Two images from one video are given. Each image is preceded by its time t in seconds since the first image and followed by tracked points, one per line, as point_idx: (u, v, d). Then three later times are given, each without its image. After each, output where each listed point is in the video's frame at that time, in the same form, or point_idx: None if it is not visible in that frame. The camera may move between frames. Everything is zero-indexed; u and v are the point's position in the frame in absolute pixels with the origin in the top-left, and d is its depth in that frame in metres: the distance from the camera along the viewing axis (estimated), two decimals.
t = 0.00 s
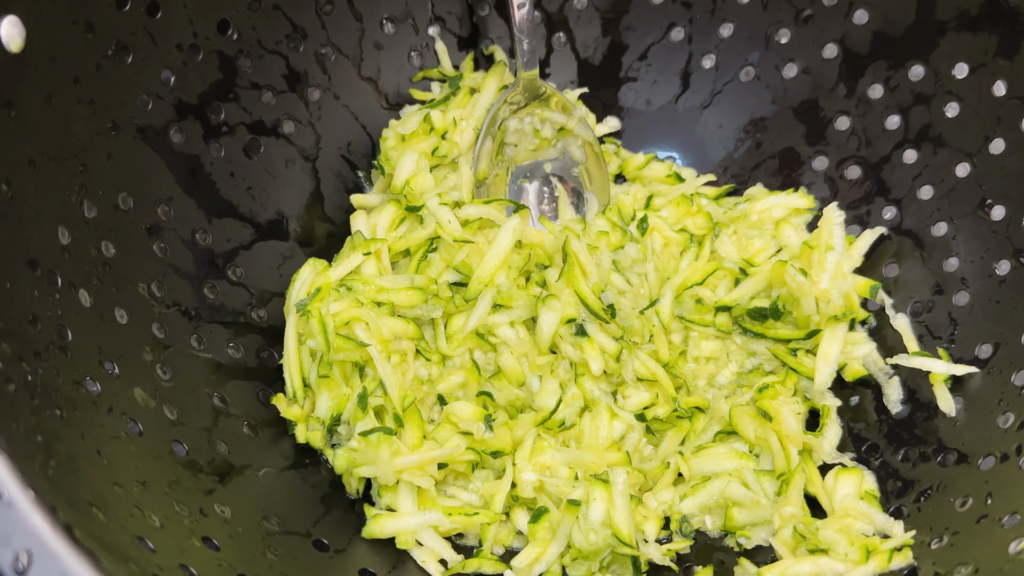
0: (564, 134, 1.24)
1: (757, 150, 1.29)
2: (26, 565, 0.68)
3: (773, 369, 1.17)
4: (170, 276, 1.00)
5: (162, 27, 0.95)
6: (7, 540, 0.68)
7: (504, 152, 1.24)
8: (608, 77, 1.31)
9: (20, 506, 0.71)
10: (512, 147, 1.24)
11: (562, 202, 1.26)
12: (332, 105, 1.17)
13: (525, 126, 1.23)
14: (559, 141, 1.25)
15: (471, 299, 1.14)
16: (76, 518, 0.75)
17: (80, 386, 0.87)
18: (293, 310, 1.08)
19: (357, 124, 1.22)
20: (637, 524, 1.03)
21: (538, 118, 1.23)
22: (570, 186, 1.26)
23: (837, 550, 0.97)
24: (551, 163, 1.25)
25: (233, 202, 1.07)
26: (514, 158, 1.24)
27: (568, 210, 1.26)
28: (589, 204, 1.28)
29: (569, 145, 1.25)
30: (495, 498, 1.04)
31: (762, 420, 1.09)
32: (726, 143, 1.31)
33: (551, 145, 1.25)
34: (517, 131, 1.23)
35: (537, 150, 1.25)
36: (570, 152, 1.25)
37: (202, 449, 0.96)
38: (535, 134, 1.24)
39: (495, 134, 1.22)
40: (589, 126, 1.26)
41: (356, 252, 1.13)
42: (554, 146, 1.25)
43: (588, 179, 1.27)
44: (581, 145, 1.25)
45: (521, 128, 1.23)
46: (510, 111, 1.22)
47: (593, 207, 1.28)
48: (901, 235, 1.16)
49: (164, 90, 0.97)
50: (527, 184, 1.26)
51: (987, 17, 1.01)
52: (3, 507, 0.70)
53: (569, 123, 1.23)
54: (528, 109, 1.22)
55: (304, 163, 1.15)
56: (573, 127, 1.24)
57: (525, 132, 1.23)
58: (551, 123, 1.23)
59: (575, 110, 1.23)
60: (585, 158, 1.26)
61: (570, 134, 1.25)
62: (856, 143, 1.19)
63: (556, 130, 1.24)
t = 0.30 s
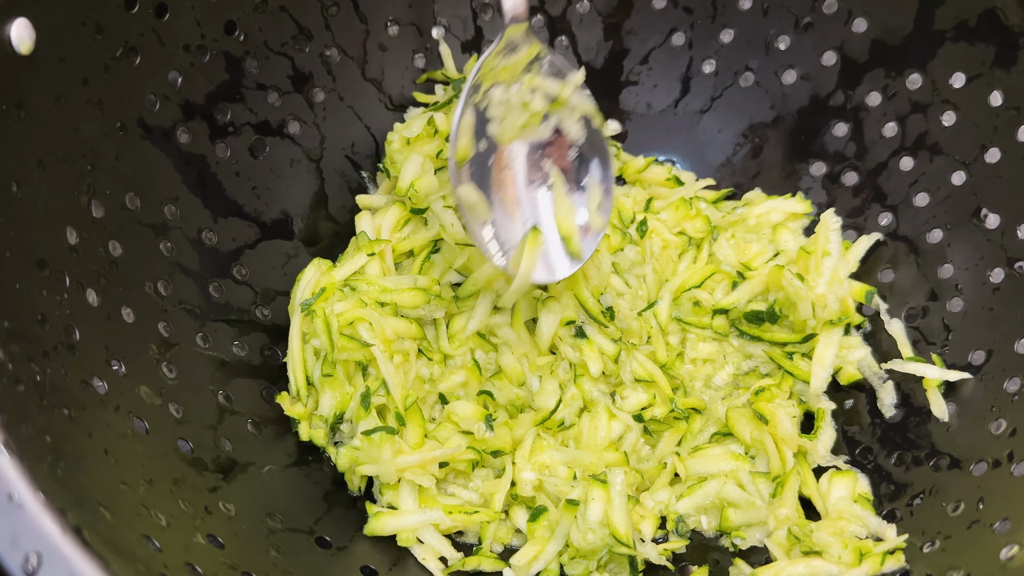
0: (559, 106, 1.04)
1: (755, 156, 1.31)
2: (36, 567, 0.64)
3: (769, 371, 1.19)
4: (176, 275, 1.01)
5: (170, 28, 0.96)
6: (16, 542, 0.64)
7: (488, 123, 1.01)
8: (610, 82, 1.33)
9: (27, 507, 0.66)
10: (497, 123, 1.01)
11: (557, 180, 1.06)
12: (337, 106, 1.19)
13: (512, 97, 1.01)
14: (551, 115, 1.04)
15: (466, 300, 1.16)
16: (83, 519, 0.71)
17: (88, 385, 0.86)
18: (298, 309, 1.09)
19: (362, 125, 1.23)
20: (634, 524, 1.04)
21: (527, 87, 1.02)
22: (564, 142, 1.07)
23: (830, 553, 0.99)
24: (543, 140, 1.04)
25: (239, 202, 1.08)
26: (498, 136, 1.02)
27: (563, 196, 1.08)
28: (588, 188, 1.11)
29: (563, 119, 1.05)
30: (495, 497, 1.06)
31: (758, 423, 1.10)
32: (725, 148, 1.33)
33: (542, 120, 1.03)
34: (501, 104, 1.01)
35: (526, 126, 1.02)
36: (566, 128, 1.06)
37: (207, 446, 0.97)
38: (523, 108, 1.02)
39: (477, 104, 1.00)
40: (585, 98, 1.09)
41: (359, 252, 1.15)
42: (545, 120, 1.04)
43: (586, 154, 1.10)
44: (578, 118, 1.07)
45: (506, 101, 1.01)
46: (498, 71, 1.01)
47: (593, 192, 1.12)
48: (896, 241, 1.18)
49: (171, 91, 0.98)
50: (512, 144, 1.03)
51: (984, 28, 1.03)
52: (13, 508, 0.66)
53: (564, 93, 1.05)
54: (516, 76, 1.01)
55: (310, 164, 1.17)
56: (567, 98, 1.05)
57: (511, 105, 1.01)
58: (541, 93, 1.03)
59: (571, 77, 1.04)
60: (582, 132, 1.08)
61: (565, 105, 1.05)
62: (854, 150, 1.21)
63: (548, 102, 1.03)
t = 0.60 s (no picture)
0: (474, 211, 1.23)
1: (752, 158, 1.33)
2: (39, 550, 0.64)
3: (764, 370, 1.20)
4: (182, 271, 1.03)
5: (178, 30, 0.98)
6: (20, 525, 0.65)
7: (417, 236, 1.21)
8: (609, 86, 1.35)
9: (33, 493, 0.67)
10: (423, 229, 1.21)
11: (477, 276, 1.23)
12: (341, 108, 1.22)
13: (435, 206, 1.20)
14: (468, 218, 1.23)
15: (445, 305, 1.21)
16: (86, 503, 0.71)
17: (94, 376, 0.87)
18: (293, 310, 1.11)
19: (365, 128, 1.26)
20: (631, 519, 1.05)
21: (446, 197, 1.21)
22: (484, 261, 1.24)
23: (823, 547, 1.00)
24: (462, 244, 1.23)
25: (244, 201, 1.11)
26: (425, 240, 1.21)
27: (483, 287, 1.23)
28: (505, 278, 1.25)
29: (479, 222, 1.24)
30: (493, 493, 1.07)
31: (754, 420, 1.12)
32: (722, 151, 1.35)
33: (461, 223, 1.23)
34: (427, 212, 1.20)
35: (448, 229, 1.22)
36: (481, 229, 1.24)
37: (211, 439, 0.99)
38: (444, 214, 1.21)
39: (406, 214, 1.19)
40: (496, 200, 1.25)
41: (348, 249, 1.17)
42: (463, 224, 1.23)
43: (501, 251, 1.25)
44: (491, 220, 1.24)
45: (431, 209, 1.20)
46: (419, 187, 1.18)
47: (508, 281, 1.25)
48: (890, 242, 1.19)
49: (179, 91, 1.01)
50: (442, 258, 1.23)
51: (976, 32, 1.05)
52: (17, 492, 0.66)
53: (478, 200, 1.23)
54: (437, 189, 1.19)
55: (314, 163, 1.21)
56: (482, 203, 1.23)
57: (433, 212, 1.20)
58: (459, 201, 1.21)
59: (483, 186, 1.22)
60: (496, 233, 1.25)
61: (480, 210, 1.23)
62: (848, 152, 1.23)
63: (465, 208, 1.22)
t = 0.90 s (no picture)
0: (523, 200, 1.09)
1: (750, 162, 1.34)
2: (46, 546, 0.66)
3: (760, 372, 1.23)
4: (188, 269, 1.05)
5: (187, 33, 1.00)
6: (28, 521, 0.66)
7: (458, 232, 1.05)
8: (610, 90, 1.37)
9: (41, 490, 0.68)
10: (467, 225, 1.05)
11: (533, 274, 1.10)
12: (346, 111, 1.24)
13: (479, 198, 1.05)
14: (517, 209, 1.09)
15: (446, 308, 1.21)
16: (93, 500, 0.73)
17: (101, 374, 0.88)
18: (298, 309, 1.13)
19: (369, 130, 1.29)
20: (627, 518, 1.07)
21: (491, 186, 1.05)
22: (541, 258, 1.12)
23: (816, 548, 1.02)
24: (508, 236, 1.08)
25: (249, 201, 1.13)
26: (469, 237, 1.06)
27: (540, 286, 1.11)
28: (563, 274, 1.14)
29: (528, 211, 1.10)
30: (493, 491, 1.09)
31: (749, 421, 1.14)
32: (721, 155, 1.37)
33: (509, 216, 1.07)
34: (470, 205, 1.05)
35: (496, 223, 1.06)
36: (531, 221, 1.10)
37: (216, 435, 1.01)
38: (489, 207, 1.06)
39: (450, 212, 1.03)
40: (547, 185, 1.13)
41: (353, 251, 1.19)
42: (512, 214, 1.08)
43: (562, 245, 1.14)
44: (542, 209, 1.12)
45: (474, 202, 1.05)
46: (467, 177, 1.03)
47: (568, 277, 1.14)
48: (885, 247, 1.21)
49: (187, 93, 1.02)
50: (494, 254, 1.07)
51: (971, 42, 1.06)
52: (26, 489, 0.67)
53: (527, 187, 1.09)
54: (481, 177, 1.04)
55: (319, 165, 1.22)
56: (531, 190, 1.10)
57: (478, 205, 1.05)
58: (506, 190, 1.07)
59: (531, 171, 1.08)
60: (548, 222, 1.13)
61: (529, 199, 1.10)
62: (844, 158, 1.25)
63: (512, 197, 1.07)
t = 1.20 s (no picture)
0: (556, 242, 1.25)
1: (748, 167, 1.36)
2: (51, 543, 0.67)
3: (757, 374, 1.24)
4: (193, 268, 1.06)
5: (194, 34, 1.01)
6: (34, 518, 0.67)
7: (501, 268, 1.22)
8: (610, 95, 1.38)
9: (47, 487, 0.69)
10: (508, 261, 1.22)
11: (563, 306, 1.24)
12: (350, 113, 1.26)
13: (518, 239, 1.22)
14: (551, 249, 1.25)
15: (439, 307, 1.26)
16: (98, 496, 0.74)
17: (106, 371, 0.89)
18: (298, 308, 1.15)
19: (372, 131, 1.30)
20: (624, 517, 1.09)
21: (529, 230, 1.22)
22: (572, 291, 1.25)
23: (810, 548, 1.03)
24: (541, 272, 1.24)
25: (254, 201, 1.15)
26: (509, 271, 1.22)
27: (568, 316, 1.24)
28: (590, 306, 1.26)
29: (562, 252, 1.25)
30: (489, 490, 1.11)
31: (745, 423, 1.16)
32: (719, 160, 1.38)
33: (545, 254, 1.24)
34: (511, 245, 1.22)
35: (531, 261, 1.23)
36: (564, 259, 1.25)
37: (220, 431, 1.02)
38: (528, 246, 1.23)
39: (491, 250, 1.21)
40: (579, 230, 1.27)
41: (353, 251, 1.21)
42: (547, 254, 1.24)
43: (587, 279, 1.26)
44: (573, 250, 1.26)
45: (514, 242, 1.22)
46: (501, 223, 1.21)
47: (592, 308, 1.26)
48: (880, 252, 1.23)
49: (193, 94, 1.04)
50: (528, 289, 1.23)
51: (968, 50, 1.08)
52: (32, 486, 0.69)
53: (561, 232, 1.24)
54: (519, 223, 1.22)
55: (322, 166, 1.24)
56: (565, 235, 1.25)
57: (518, 245, 1.22)
58: (542, 234, 1.23)
59: (565, 220, 1.24)
60: (578, 263, 1.26)
61: (562, 242, 1.25)
62: (841, 164, 1.27)
63: (547, 239, 1.24)
